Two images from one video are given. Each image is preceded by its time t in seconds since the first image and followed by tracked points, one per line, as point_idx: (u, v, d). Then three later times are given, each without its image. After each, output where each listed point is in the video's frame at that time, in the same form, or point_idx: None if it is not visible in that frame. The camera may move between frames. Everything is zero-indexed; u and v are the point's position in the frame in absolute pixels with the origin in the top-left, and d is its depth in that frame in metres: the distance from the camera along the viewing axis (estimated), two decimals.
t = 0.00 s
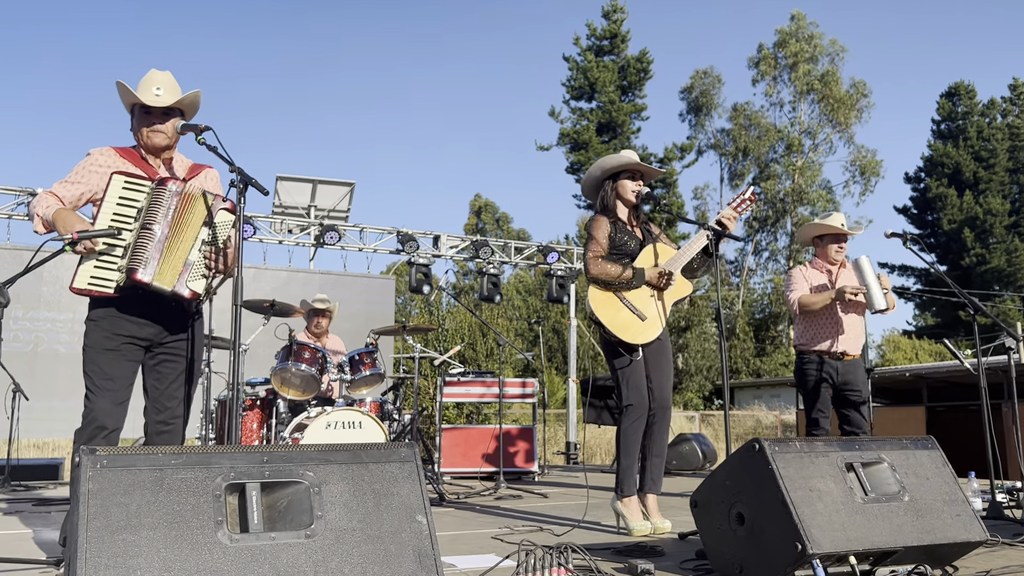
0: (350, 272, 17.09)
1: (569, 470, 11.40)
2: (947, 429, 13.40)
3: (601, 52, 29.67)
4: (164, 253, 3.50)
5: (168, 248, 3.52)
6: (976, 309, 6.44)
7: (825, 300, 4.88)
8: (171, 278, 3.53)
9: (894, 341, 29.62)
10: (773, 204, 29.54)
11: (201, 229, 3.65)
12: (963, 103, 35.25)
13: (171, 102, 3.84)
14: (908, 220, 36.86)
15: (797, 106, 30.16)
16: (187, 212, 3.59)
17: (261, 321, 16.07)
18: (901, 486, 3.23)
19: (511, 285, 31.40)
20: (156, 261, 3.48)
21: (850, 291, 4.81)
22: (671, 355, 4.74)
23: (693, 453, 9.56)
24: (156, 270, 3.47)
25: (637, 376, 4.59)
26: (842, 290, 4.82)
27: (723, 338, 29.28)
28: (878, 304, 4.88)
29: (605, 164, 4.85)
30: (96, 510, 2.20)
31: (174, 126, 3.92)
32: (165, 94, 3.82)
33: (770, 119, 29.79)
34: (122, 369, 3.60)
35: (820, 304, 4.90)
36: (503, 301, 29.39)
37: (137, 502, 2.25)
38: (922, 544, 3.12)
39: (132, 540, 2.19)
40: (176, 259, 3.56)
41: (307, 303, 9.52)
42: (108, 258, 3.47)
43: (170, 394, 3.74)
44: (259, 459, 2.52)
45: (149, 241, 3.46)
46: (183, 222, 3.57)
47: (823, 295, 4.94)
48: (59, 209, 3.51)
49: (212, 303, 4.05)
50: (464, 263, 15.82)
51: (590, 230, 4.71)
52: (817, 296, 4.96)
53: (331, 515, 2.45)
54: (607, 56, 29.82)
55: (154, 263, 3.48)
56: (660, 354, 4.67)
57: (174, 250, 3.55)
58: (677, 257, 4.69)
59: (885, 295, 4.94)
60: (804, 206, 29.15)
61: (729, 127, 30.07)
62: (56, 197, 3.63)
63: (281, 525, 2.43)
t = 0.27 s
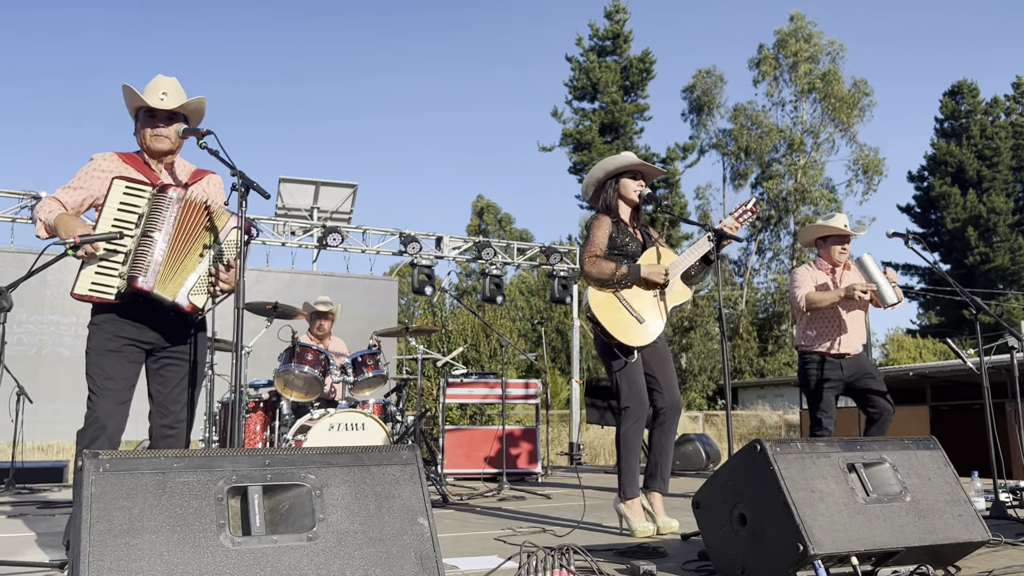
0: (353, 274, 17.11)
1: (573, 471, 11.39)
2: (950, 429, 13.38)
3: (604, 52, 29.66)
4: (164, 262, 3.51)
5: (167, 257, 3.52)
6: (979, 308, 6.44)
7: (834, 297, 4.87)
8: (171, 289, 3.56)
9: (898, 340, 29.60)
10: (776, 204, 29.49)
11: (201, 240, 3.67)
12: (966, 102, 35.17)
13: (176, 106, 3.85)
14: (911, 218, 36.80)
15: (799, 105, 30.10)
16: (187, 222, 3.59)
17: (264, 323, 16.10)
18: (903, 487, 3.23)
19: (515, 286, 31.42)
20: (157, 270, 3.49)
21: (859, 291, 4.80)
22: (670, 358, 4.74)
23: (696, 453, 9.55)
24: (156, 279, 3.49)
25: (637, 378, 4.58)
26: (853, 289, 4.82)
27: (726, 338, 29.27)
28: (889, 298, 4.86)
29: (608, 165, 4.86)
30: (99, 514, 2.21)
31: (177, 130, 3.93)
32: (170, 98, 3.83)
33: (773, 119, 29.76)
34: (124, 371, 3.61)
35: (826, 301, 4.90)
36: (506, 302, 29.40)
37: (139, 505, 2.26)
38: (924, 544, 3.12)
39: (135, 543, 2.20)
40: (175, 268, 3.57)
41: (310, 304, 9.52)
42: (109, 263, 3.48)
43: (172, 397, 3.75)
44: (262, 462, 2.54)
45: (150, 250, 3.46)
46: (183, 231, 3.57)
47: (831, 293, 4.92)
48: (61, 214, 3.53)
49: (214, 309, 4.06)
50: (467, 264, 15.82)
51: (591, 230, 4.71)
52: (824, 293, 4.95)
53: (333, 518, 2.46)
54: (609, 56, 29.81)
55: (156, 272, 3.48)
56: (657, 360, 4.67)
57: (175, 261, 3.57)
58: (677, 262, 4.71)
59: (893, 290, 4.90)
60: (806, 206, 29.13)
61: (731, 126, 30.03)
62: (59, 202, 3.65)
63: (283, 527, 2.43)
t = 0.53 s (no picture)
0: (356, 276, 17.12)
1: (576, 472, 11.38)
2: (954, 428, 13.36)
3: (605, 53, 29.66)
4: (164, 265, 3.51)
5: (168, 259, 3.52)
6: (981, 306, 6.43)
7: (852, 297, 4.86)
8: (171, 289, 3.57)
9: (901, 338, 29.57)
10: (778, 203, 29.48)
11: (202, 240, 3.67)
12: (968, 100, 35.12)
13: (181, 108, 3.86)
14: (914, 217, 36.76)
15: (800, 105, 30.08)
16: (187, 223, 3.60)
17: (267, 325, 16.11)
18: (906, 486, 3.22)
19: (517, 287, 31.41)
20: (157, 271, 3.49)
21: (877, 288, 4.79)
22: (672, 357, 4.73)
23: (700, 453, 9.54)
24: (157, 282, 3.49)
25: (642, 377, 4.56)
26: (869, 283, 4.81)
27: (729, 338, 29.25)
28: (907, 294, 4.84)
29: (609, 166, 4.87)
30: (101, 518, 2.22)
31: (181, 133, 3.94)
32: (175, 100, 3.85)
33: (774, 118, 29.74)
34: (125, 375, 3.62)
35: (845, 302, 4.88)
36: (509, 303, 29.40)
37: (141, 508, 2.27)
38: (928, 544, 3.11)
39: (137, 546, 2.20)
40: (176, 269, 3.57)
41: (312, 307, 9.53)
42: (110, 265, 3.48)
43: (174, 399, 3.75)
44: (263, 465, 2.54)
45: (151, 252, 3.47)
46: (184, 233, 3.57)
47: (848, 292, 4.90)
48: (62, 216, 3.53)
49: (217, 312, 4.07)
50: (469, 265, 15.81)
51: (592, 230, 4.71)
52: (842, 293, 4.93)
53: (335, 520, 2.46)
54: (611, 57, 29.81)
55: (156, 274, 3.49)
56: (661, 357, 4.68)
57: (176, 263, 3.57)
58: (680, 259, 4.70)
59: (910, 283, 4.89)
60: (808, 205, 29.11)
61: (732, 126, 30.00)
62: (61, 204, 3.66)
63: (285, 529, 2.43)
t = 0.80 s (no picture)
0: (358, 278, 17.14)
1: (579, 473, 11.36)
2: (958, 427, 13.34)
3: (607, 54, 29.67)
4: (169, 270, 3.52)
5: (171, 264, 3.53)
6: (984, 305, 6.42)
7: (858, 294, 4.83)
8: (175, 294, 3.57)
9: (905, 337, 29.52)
10: (780, 203, 29.48)
11: (205, 245, 3.67)
12: (970, 98, 35.07)
13: (183, 113, 3.90)
14: (917, 216, 36.72)
15: (801, 104, 30.05)
16: (192, 227, 3.60)
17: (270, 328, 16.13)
18: (909, 486, 3.22)
19: (520, 288, 31.41)
20: (162, 276, 3.50)
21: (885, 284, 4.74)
22: (676, 358, 4.72)
23: (703, 454, 9.54)
24: (161, 287, 3.50)
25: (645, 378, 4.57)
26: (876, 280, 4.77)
27: (732, 338, 29.24)
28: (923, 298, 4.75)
29: (611, 167, 4.86)
30: (105, 522, 2.22)
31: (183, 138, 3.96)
32: (177, 105, 3.88)
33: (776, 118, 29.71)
34: (128, 377, 3.62)
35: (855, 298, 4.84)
36: (512, 305, 29.41)
37: (145, 512, 2.27)
38: (931, 544, 3.11)
39: (141, 550, 2.21)
40: (180, 274, 3.58)
41: (315, 310, 9.54)
42: (114, 270, 3.49)
43: (177, 402, 3.76)
44: (266, 468, 2.54)
45: (155, 257, 3.48)
46: (187, 238, 3.57)
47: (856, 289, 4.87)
48: (65, 223, 3.55)
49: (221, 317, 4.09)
50: (472, 267, 15.81)
51: (593, 232, 4.72)
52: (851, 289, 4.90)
53: (338, 523, 2.47)
54: (612, 57, 29.82)
55: (160, 280, 3.50)
56: (664, 359, 4.67)
57: (181, 268, 3.57)
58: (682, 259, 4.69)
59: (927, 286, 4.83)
60: (810, 205, 29.11)
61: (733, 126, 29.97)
62: (64, 210, 3.67)
63: (288, 533, 2.43)
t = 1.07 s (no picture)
0: (361, 280, 17.14)
1: (582, 474, 11.34)
2: (962, 425, 13.32)
3: (607, 55, 29.68)
4: (173, 275, 3.51)
5: (175, 269, 3.52)
6: (987, 304, 6.41)
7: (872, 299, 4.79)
8: (178, 299, 3.56)
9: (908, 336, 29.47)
10: (782, 202, 29.47)
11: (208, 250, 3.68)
12: (971, 96, 35.04)
13: (185, 117, 3.90)
14: (919, 215, 36.68)
15: (801, 103, 30.02)
16: (195, 232, 3.61)
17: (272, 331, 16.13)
18: (914, 484, 3.21)
19: (522, 290, 31.39)
20: (166, 281, 3.50)
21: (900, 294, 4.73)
22: (683, 358, 4.72)
23: (707, 454, 9.52)
24: (165, 291, 3.49)
25: (654, 382, 4.59)
26: (894, 292, 4.73)
27: (735, 338, 29.21)
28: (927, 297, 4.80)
29: (615, 169, 4.87)
30: (110, 525, 2.22)
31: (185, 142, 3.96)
32: (179, 109, 3.88)
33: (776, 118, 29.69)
34: (132, 382, 3.63)
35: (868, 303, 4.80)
36: (514, 306, 29.39)
37: (151, 515, 2.27)
38: (937, 543, 3.10)
39: (147, 553, 2.21)
40: (183, 279, 3.57)
41: (317, 312, 9.54)
42: (116, 274, 3.49)
43: (182, 406, 3.76)
44: (271, 470, 2.54)
45: (159, 261, 3.48)
46: (190, 242, 3.58)
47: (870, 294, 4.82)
48: (67, 228, 3.56)
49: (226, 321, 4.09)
50: (473, 268, 15.80)
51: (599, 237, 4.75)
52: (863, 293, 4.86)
53: (342, 525, 2.46)
54: (612, 58, 29.82)
55: (165, 285, 3.49)
56: (673, 358, 4.67)
57: (185, 273, 3.57)
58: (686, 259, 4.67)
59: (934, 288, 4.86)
60: (811, 204, 29.09)
61: (734, 126, 29.95)
62: (65, 215, 3.68)
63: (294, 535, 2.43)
